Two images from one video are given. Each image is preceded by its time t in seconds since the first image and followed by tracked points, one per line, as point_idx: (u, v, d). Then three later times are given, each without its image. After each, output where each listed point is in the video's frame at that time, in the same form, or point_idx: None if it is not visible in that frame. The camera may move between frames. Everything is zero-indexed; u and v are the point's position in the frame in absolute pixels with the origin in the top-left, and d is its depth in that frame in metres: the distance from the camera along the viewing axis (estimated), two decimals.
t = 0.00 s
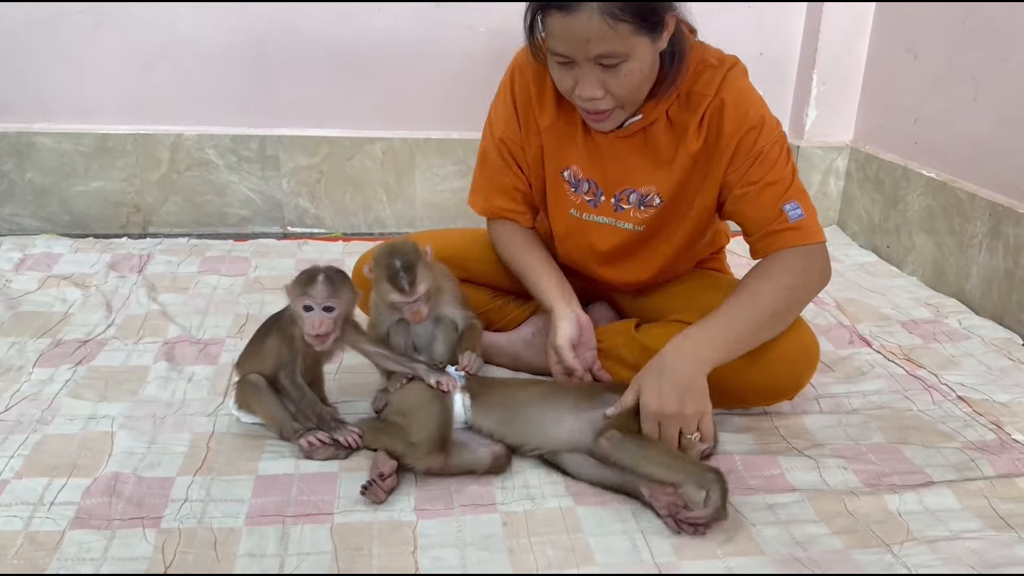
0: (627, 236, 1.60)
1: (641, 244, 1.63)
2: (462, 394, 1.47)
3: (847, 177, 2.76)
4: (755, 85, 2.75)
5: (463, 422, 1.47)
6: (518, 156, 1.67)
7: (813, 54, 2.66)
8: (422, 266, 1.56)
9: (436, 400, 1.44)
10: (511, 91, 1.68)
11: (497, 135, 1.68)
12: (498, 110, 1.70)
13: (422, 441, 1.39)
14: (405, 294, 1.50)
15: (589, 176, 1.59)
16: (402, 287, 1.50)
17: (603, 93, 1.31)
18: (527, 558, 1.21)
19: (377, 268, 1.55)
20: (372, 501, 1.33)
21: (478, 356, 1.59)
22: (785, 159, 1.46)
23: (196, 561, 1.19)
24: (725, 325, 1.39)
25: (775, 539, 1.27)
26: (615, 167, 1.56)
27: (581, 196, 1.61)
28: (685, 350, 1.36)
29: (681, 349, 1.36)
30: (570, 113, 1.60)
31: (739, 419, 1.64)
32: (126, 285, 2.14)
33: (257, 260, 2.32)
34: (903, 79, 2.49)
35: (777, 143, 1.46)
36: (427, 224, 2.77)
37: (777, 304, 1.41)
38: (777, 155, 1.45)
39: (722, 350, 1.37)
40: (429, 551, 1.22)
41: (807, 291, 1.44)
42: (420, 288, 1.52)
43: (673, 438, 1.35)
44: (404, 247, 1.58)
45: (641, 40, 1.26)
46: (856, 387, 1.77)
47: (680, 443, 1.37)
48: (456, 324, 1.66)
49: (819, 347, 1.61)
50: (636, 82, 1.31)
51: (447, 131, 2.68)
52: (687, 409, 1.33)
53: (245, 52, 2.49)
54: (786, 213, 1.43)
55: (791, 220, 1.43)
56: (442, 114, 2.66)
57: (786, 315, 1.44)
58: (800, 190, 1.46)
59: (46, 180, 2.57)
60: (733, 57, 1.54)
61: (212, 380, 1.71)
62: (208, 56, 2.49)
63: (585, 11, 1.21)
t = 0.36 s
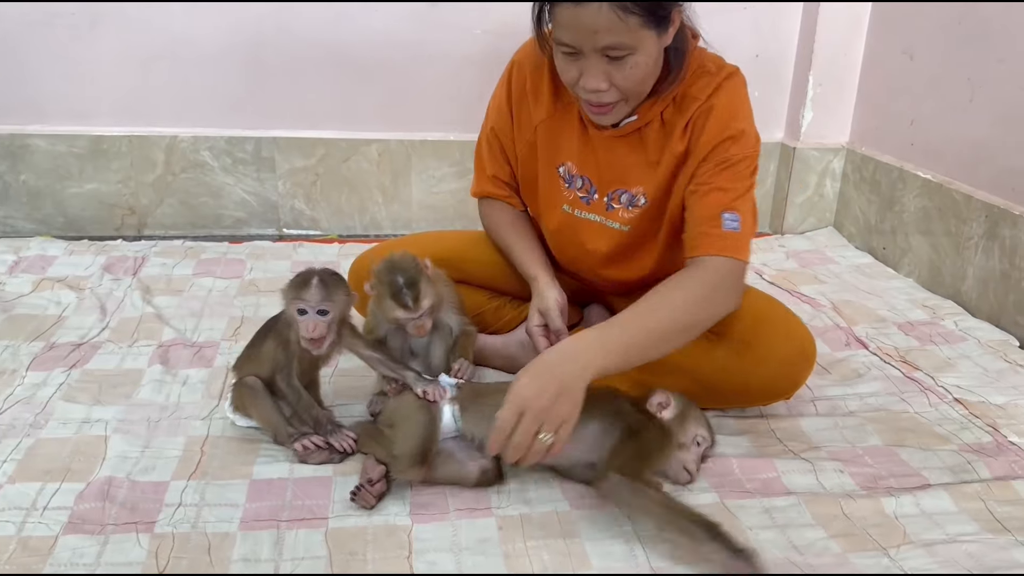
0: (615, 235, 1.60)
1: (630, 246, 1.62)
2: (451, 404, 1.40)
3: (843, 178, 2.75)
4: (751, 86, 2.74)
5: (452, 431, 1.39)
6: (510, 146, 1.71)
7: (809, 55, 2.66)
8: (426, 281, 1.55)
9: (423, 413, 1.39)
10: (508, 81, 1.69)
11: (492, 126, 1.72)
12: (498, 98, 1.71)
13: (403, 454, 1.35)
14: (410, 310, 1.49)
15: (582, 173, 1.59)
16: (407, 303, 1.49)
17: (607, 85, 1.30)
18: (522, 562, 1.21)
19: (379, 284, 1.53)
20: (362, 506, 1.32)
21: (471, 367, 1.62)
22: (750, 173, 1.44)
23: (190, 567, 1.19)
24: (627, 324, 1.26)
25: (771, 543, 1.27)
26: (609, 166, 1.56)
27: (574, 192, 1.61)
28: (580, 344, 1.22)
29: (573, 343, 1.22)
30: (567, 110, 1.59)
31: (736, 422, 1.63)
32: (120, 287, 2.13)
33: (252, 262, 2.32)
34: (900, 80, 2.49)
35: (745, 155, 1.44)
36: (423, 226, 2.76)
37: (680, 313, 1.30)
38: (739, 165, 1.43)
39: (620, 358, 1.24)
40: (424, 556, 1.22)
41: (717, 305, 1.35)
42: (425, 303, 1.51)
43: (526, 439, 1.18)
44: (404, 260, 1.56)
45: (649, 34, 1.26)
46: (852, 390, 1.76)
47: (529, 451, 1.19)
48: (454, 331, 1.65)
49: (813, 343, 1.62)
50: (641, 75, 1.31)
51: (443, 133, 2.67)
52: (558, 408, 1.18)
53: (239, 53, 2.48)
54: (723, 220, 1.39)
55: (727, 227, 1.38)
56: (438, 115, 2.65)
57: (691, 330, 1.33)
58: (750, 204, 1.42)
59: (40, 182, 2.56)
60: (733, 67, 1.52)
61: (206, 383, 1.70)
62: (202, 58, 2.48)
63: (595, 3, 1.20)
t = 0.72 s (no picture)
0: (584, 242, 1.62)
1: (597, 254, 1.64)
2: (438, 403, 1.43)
3: (840, 179, 2.76)
4: (748, 86, 2.74)
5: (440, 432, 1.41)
6: (491, 148, 1.73)
7: (806, 55, 2.66)
8: (432, 273, 1.55)
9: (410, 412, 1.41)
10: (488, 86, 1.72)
11: (476, 129, 1.74)
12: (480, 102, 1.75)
13: (379, 453, 1.37)
14: (413, 300, 1.49)
15: (554, 178, 1.61)
16: (411, 293, 1.49)
17: (570, 89, 1.30)
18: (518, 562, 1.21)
19: (386, 271, 1.54)
20: (342, 504, 1.32)
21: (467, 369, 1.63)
22: (693, 196, 1.43)
23: (185, 566, 1.18)
24: (519, 370, 1.34)
25: (768, 543, 1.27)
26: (575, 174, 1.57)
27: (547, 197, 1.63)
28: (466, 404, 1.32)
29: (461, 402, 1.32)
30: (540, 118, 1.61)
31: (733, 422, 1.63)
32: (117, 287, 2.13)
33: (249, 262, 2.31)
34: (898, 81, 2.49)
35: (681, 183, 1.41)
36: (421, 226, 2.76)
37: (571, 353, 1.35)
38: (673, 192, 1.41)
39: (512, 402, 1.33)
40: (420, 555, 1.22)
41: (611, 339, 1.38)
42: (427, 295, 1.51)
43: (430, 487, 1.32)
44: (413, 252, 1.56)
45: (611, 39, 1.26)
46: (849, 390, 1.77)
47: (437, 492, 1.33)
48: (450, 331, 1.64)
49: (810, 346, 1.62)
50: (604, 81, 1.31)
51: (440, 133, 2.67)
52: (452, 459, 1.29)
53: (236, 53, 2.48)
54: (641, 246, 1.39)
55: (645, 253, 1.39)
56: (436, 115, 2.65)
57: (587, 363, 1.38)
58: (679, 232, 1.41)
59: (37, 182, 2.56)
60: (699, 85, 1.50)
61: (203, 383, 1.70)
62: (199, 57, 2.48)
63: (556, 4, 1.20)
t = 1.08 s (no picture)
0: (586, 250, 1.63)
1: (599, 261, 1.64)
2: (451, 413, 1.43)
3: (842, 178, 2.76)
4: (750, 86, 2.74)
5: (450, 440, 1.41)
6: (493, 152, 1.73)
7: (807, 55, 2.66)
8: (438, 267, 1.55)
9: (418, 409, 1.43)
10: (492, 89, 1.72)
11: (479, 131, 1.74)
12: (484, 104, 1.75)
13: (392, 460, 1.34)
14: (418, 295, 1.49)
15: (556, 187, 1.61)
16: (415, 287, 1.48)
17: (576, 104, 1.30)
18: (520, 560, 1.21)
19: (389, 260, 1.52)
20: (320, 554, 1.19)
21: (470, 375, 1.60)
22: (695, 217, 1.44)
23: (188, 563, 1.19)
24: (525, 385, 1.34)
25: (769, 541, 1.27)
26: (580, 184, 1.57)
27: (550, 205, 1.64)
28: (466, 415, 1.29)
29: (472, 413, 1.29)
30: (543, 125, 1.61)
31: (735, 421, 1.64)
32: (119, 285, 2.13)
33: (250, 260, 2.31)
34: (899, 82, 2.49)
35: (688, 203, 1.43)
36: (421, 225, 2.77)
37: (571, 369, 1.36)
38: (679, 211, 1.43)
39: (513, 419, 1.33)
40: (422, 552, 1.22)
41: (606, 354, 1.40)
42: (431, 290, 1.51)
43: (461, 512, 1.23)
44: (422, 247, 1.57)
45: (620, 55, 1.26)
46: (850, 388, 1.77)
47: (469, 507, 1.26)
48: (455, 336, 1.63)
49: (812, 347, 1.61)
50: (611, 97, 1.31)
51: (441, 132, 2.67)
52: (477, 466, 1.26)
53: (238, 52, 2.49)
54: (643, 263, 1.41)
55: (645, 270, 1.41)
56: (437, 114, 2.65)
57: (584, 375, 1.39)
58: (679, 252, 1.43)
59: (38, 180, 2.56)
60: (706, 99, 1.50)
61: (205, 381, 1.70)
62: (200, 56, 2.48)
63: (567, 20, 1.20)
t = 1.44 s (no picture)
0: (592, 246, 1.63)
1: (603, 257, 1.64)
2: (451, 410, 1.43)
3: (844, 177, 2.76)
4: (752, 84, 2.74)
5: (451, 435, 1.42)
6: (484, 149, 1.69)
7: (810, 54, 2.66)
8: (444, 266, 1.55)
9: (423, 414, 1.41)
10: (484, 88, 1.68)
11: (469, 127, 1.70)
12: (473, 101, 1.71)
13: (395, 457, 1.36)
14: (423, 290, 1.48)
15: (561, 184, 1.60)
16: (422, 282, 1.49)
17: (576, 98, 1.30)
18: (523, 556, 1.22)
19: (399, 261, 1.54)
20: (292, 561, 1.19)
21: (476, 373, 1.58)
22: (710, 211, 1.44)
23: (192, 558, 1.19)
24: (547, 348, 1.35)
25: (772, 538, 1.28)
26: (585, 180, 1.56)
27: (554, 203, 1.62)
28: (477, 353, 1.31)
29: (483, 357, 1.31)
30: (544, 122, 1.59)
31: (737, 419, 1.64)
32: (122, 281, 2.13)
33: (253, 258, 2.32)
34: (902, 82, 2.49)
35: (703, 198, 1.42)
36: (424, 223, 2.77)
37: (589, 347, 1.37)
38: (695, 207, 1.42)
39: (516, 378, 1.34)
40: (425, 548, 1.22)
41: (625, 343, 1.40)
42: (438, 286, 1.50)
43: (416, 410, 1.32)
44: (428, 245, 1.56)
45: (621, 50, 1.27)
46: (852, 386, 1.77)
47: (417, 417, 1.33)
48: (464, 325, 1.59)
49: (814, 344, 1.61)
50: (611, 93, 1.31)
51: (444, 130, 2.68)
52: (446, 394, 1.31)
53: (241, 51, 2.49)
54: (665, 258, 1.40)
55: (667, 266, 1.40)
56: (439, 112, 2.65)
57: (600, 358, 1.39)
58: (700, 246, 1.42)
59: (42, 177, 2.56)
60: (710, 90, 1.50)
61: (208, 378, 1.70)
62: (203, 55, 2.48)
63: (568, 13, 1.20)
